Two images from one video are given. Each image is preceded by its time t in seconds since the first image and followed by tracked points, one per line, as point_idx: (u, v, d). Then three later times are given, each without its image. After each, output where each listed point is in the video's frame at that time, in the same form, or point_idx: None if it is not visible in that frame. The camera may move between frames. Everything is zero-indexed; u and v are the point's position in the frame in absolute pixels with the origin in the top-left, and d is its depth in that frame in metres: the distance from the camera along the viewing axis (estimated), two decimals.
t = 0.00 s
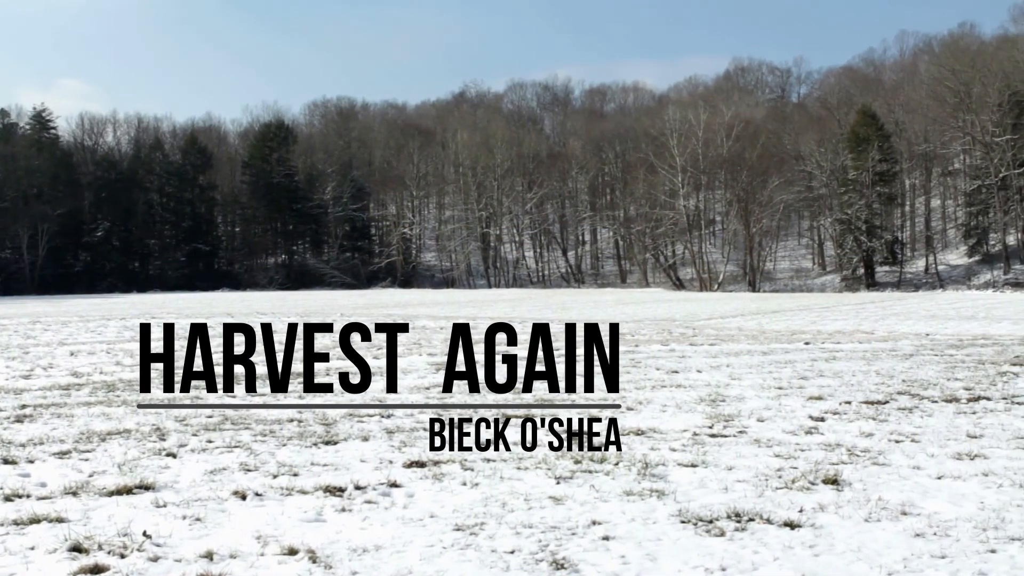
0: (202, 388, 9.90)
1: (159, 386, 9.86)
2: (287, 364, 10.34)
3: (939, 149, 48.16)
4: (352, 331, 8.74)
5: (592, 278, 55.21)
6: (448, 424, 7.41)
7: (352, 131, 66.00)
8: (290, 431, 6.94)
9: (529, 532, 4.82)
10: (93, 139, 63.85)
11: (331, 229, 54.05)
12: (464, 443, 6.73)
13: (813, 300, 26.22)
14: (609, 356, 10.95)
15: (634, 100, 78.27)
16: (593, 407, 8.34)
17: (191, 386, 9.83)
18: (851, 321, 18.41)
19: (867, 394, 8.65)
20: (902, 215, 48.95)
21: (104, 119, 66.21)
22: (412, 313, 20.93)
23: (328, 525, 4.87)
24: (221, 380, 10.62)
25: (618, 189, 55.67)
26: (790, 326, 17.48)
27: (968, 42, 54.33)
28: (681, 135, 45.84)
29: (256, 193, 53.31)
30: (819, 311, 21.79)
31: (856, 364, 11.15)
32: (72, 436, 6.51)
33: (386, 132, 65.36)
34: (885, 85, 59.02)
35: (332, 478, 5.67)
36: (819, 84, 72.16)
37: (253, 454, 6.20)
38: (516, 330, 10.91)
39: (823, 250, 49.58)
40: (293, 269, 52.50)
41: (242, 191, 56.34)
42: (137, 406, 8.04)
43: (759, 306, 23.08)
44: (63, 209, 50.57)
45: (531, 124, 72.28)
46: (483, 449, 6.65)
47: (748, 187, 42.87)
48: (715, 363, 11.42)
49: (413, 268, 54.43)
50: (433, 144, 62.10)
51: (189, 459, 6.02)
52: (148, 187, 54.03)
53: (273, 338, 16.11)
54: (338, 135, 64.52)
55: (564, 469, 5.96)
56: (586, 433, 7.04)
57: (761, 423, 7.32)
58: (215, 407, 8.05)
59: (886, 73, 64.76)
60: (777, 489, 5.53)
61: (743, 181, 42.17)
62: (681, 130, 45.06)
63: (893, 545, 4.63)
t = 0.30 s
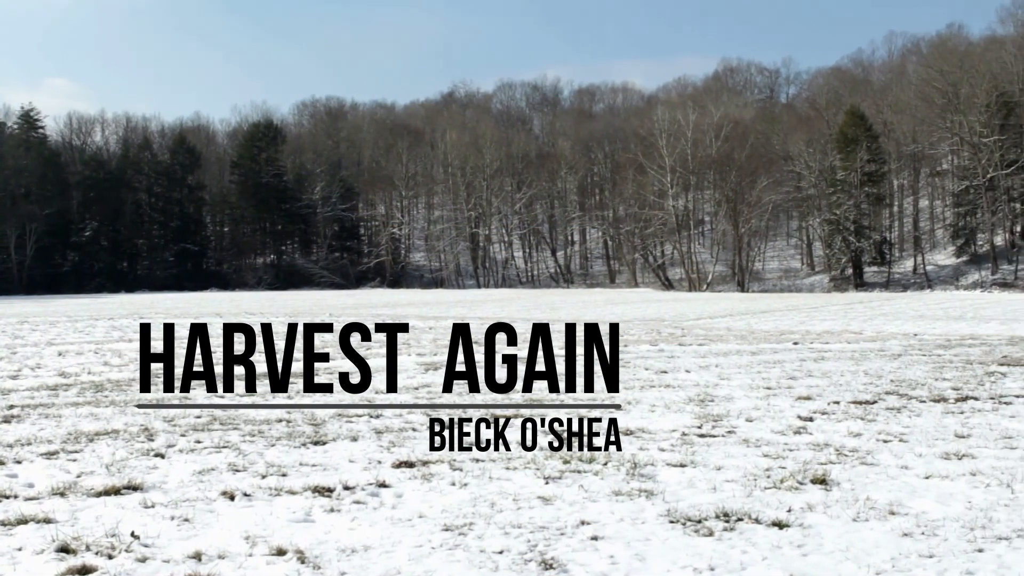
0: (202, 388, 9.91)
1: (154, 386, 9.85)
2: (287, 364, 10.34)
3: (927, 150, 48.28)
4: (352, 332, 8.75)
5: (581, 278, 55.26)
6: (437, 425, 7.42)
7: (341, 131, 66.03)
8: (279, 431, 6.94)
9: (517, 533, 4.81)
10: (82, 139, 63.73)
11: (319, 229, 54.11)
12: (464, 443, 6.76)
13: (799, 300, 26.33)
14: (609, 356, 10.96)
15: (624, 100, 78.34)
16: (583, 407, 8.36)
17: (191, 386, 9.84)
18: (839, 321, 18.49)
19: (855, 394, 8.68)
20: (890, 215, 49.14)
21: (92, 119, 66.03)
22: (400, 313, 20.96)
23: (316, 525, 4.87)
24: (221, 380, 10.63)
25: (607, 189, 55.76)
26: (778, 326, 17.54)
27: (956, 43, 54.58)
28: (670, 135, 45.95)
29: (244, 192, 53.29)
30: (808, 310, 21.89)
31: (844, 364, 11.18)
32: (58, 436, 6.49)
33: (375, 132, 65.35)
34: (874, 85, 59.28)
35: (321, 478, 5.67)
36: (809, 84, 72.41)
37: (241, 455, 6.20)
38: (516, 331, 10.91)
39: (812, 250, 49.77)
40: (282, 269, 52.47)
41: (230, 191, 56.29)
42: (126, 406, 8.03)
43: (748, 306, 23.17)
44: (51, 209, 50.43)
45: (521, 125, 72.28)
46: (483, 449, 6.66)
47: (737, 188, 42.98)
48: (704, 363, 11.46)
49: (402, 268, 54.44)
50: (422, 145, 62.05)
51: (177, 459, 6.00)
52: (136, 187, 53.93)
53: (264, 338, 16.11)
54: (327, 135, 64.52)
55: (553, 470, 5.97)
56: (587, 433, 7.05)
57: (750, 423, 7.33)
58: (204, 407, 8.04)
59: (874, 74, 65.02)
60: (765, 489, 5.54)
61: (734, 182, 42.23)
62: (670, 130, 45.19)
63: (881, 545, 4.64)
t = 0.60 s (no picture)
0: (202, 388, 9.92)
1: (147, 386, 9.83)
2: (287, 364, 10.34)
3: (916, 149, 48.36)
4: (353, 331, 8.74)
5: (572, 278, 55.32)
6: (426, 425, 7.44)
7: (332, 131, 66.01)
8: (267, 432, 6.91)
9: (507, 533, 4.81)
10: (72, 139, 63.54)
11: (310, 229, 54.17)
12: (464, 443, 6.78)
13: (789, 300, 26.41)
14: (610, 356, 10.97)
15: (615, 100, 78.51)
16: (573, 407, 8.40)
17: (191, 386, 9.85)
18: (829, 321, 18.56)
19: (844, 394, 8.70)
20: (880, 216, 49.31)
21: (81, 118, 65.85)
22: (390, 313, 21.03)
23: (306, 525, 4.86)
24: (222, 379, 10.63)
25: (597, 189, 55.85)
26: (769, 326, 17.61)
27: (946, 44, 54.79)
28: (660, 135, 46.06)
29: (234, 192, 53.35)
30: (798, 311, 21.98)
31: (835, 364, 11.21)
32: (45, 438, 6.47)
33: (365, 132, 65.34)
34: (864, 86, 59.50)
35: (311, 478, 5.67)
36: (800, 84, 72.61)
37: (230, 456, 6.18)
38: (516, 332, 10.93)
39: (802, 250, 49.96)
40: (272, 269, 52.50)
41: (220, 190, 56.27)
42: (116, 406, 8.02)
43: (740, 306, 23.25)
44: (41, 208, 50.28)
45: (513, 126, 72.26)
46: (484, 449, 6.67)
47: (727, 188, 42.98)
48: (696, 363, 11.47)
49: (392, 268, 54.43)
50: (413, 145, 62.00)
51: (166, 460, 5.98)
52: (126, 186, 53.87)
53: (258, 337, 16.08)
54: (318, 135, 64.42)
55: (545, 470, 5.96)
56: (586, 433, 7.06)
57: (739, 423, 7.35)
58: (194, 407, 8.04)
59: (864, 74, 65.23)
60: (755, 489, 5.55)
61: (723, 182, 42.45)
62: (661, 130, 45.30)
63: (870, 545, 4.65)
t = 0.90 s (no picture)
0: (202, 388, 9.92)
1: (141, 386, 9.82)
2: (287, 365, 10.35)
3: (906, 150, 48.52)
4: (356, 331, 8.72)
5: (562, 278, 55.42)
6: (417, 425, 7.45)
7: (322, 131, 65.96)
8: (257, 432, 6.90)
9: (497, 533, 4.81)
10: (62, 138, 63.39)
11: (300, 229, 54.18)
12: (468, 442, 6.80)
13: (778, 300, 26.52)
14: (611, 356, 10.96)
15: (606, 100, 78.67)
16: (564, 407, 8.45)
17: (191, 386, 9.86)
18: (819, 321, 18.62)
19: (834, 394, 8.72)
20: (870, 216, 49.50)
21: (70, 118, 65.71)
22: (381, 313, 21.09)
23: (295, 525, 4.87)
24: (222, 379, 10.63)
25: (588, 189, 55.96)
26: (759, 326, 17.66)
27: (934, 45, 55.04)
28: (650, 135, 46.17)
29: (224, 192, 53.33)
30: (788, 311, 22.07)
31: (824, 364, 11.24)
32: (33, 439, 6.45)
33: (356, 132, 65.33)
34: (854, 86, 59.72)
35: (301, 479, 5.66)
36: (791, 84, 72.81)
37: (219, 456, 6.16)
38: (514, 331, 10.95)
39: (791, 250, 50.18)
40: (262, 269, 52.51)
41: (209, 190, 56.28)
42: (105, 406, 8.01)
43: (730, 305, 23.33)
44: (30, 208, 50.11)
45: (504, 126, 72.32)
46: (484, 449, 6.69)
47: (717, 188, 43.03)
48: (686, 363, 11.48)
49: (382, 268, 54.44)
50: (402, 145, 62.01)
51: (155, 461, 5.96)
52: (115, 186, 53.86)
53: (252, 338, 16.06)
54: (307, 134, 64.29)
55: (536, 470, 5.96)
56: (583, 433, 7.07)
57: (730, 422, 7.35)
58: (182, 407, 8.03)
59: (854, 74, 65.44)
60: (744, 489, 5.56)
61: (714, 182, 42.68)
62: (651, 130, 45.45)
63: (860, 545, 4.66)
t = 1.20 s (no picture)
0: (202, 388, 9.92)
1: (134, 387, 9.80)
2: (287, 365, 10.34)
3: (895, 150, 48.62)
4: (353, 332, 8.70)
5: (551, 278, 55.45)
6: (406, 426, 7.45)
7: (312, 131, 65.78)
8: (246, 432, 6.89)
9: (486, 533, 4.82)
10: (50, 138, 63.18)
11: (289, 229, 54.05)
12: (466, 443, 6.80)
13: (766, 300, 26.63)
14: (611, 356, 10.96)
15: (597, 100, 78.77)
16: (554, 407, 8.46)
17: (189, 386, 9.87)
18: (808, 321, 18.68)
19: (823, 394, 8.74)
20: (859, 216, 49.62)
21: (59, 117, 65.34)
22: (372, 313, 21.11)
23: (284, 526, 4.86)
24: (223, 379, 10.62)
25: (578, 189, 55.96)
26: (748, 326, 17.73)
27: (924, 45, 55.20)
28: (639, 135, 46.13)
29: (213, 192, 53.12)
30: (776, 311, 22.17)
31: (813, 364, 11.27)
32: (21, 439, 6.43)
33: (345, 132, 65.24)
34: (843, 87, 59.87)
35: (290, 479, 5.65)
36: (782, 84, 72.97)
37: (208, 456, 6.15)
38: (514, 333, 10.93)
39: (781, 250, 50.24)
40: (251, 269, 52.44)
41: (199, 190, 56.15)
42: (93, 406, 8.00)
43: (720, 305, 23.40)
44: (19, 207, 49.88)
45: (495, 126, 72.28)
46: (484, 449, 6.69)
47: (707, 188, 42.99)
48: (675, 363, 11.51)
49: (372, 269, 54.37)
50: (392, 145, 61.94)
51: (144, 461, 5.94)
52: (104, 186, 53.77)
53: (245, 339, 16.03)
54: (297, 134, 64.15)
55: (526, 470, 5.97)
56: (583, 433, 7.07)
57: (719, 423, 7.37)
58: (171, 408, 8.02)
59: (843, 75, 65.64)
60: (733, 489, 5.57)
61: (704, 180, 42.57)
62: (640, 130, 45.40)
63: (848, 545, 4.66)
